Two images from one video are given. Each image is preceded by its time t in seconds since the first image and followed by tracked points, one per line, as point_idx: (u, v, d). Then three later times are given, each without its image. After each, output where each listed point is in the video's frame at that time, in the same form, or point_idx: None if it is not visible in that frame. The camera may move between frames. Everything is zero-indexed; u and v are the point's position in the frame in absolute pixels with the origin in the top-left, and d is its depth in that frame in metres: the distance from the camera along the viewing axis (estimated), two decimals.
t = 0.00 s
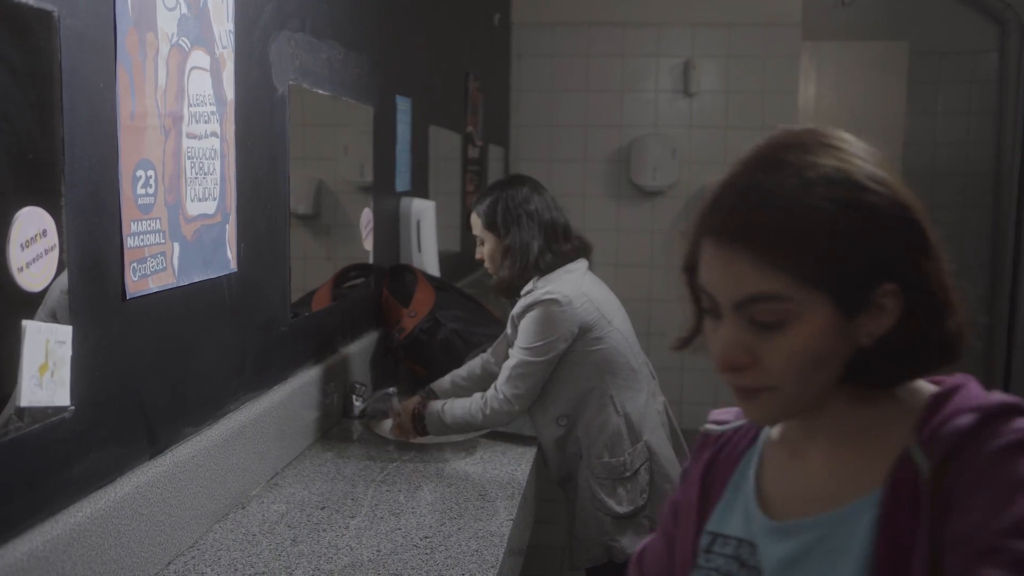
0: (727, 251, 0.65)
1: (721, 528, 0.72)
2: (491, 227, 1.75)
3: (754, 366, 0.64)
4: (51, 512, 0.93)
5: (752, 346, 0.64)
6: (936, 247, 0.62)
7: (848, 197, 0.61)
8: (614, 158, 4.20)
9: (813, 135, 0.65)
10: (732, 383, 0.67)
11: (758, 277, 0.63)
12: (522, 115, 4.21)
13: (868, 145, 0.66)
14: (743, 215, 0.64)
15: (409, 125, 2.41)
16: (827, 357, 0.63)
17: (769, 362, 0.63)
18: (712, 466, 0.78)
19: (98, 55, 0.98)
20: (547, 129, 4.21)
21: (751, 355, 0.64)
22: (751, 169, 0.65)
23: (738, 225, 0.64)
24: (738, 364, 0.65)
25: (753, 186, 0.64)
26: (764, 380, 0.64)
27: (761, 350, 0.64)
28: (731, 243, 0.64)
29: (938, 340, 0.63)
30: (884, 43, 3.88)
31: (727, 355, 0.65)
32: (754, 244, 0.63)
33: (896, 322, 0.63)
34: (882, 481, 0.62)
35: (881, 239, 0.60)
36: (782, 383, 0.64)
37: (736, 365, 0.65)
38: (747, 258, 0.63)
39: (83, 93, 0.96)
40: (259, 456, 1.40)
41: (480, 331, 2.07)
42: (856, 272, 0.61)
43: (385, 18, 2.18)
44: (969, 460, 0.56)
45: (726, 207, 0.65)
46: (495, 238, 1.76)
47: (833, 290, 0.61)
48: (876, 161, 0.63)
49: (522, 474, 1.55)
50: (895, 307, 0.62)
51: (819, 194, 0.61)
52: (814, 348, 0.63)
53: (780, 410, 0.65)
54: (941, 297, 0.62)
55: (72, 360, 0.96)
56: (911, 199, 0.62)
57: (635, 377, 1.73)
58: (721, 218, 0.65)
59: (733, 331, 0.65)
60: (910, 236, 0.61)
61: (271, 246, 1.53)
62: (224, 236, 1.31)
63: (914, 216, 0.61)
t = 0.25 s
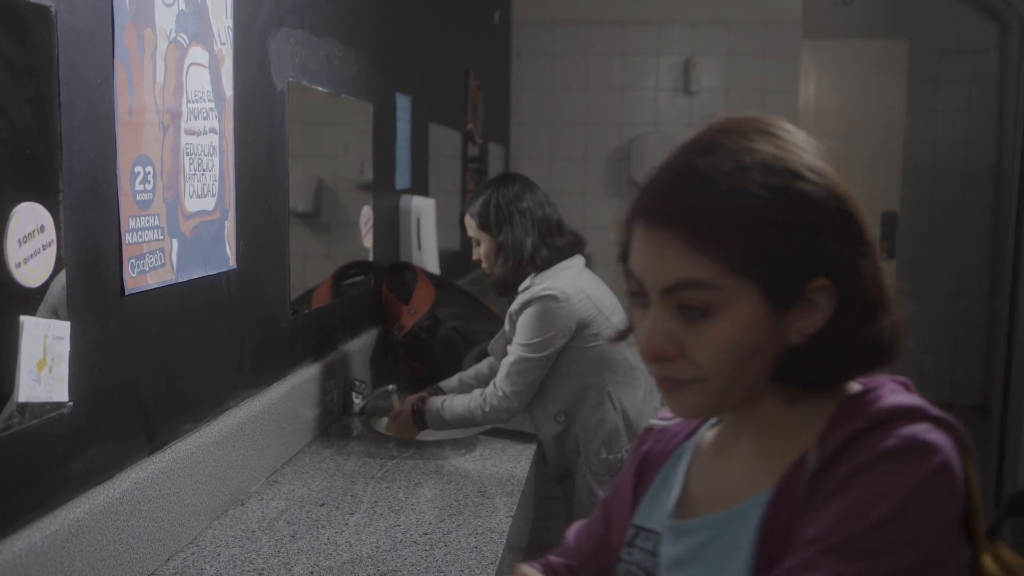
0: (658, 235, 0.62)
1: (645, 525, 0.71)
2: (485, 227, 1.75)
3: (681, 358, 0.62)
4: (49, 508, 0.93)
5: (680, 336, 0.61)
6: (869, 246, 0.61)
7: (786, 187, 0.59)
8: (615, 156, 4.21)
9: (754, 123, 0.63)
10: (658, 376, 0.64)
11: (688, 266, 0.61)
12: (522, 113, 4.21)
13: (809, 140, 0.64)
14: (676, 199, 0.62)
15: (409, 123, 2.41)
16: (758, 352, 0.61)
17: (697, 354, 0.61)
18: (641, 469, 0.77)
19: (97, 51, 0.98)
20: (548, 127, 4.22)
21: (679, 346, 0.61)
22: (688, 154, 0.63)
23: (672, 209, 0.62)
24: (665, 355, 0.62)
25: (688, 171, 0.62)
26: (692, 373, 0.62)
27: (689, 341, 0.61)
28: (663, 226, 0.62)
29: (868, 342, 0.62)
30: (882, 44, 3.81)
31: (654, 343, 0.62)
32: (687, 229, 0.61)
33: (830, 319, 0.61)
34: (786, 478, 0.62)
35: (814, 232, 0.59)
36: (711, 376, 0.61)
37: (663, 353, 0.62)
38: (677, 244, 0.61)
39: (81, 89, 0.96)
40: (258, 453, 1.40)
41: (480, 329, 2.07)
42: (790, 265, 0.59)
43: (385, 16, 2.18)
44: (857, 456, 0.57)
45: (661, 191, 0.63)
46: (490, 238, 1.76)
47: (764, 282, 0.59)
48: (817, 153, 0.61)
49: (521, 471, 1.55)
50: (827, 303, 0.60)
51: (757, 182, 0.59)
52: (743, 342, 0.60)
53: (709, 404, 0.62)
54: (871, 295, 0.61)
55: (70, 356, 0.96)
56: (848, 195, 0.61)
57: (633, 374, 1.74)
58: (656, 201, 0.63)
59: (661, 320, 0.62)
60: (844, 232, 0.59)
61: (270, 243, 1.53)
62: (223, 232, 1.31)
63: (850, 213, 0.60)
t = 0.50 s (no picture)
0: (591, 211, 0.63)
1: (571, 504, 0.74)
2: (490, 218, 1.77)
3: (600, 331, 0.64)
4: (58, 498, 0.93)
5: (601, 311, 0.63)
6: (796, 240, 0.63)
7: (724, 174, 0.60)
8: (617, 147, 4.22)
9: (701, 107, 0.64)
10: (578, 347, 0.66)
11: (613, 245, 0.62)
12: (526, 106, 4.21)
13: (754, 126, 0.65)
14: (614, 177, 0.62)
15: (413, 115, 2.42)
16: (674, 333, 0.63)
17: (616, 330, 0.63)
18: (564, 457, 0.81)
19: (103, 43, 0.98)
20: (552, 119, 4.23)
21: (599, 321, 0.63)
22: (631, 129, 0.64)
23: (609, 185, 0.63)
24: (585, 326, 0.64)
25: (631, 147, 0.63)
26: (611, 346, 0.64)
27: (610, 317, 0.63)
28: (595, 199, 0.63)
29: (784, 329, 0.64)
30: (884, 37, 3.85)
31: (575, 315, 0.64)
32: (620, 208, 0.62)
33: (748, 306, 0.63)
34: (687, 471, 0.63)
35: (742, 223, 0.60)
36: (628, 352, 0.63)
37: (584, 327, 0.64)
38: (606, 224, 0.62)
39: (88, 82, 0.96)
40: (265, 445, 1.41)
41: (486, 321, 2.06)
42: (712, 252, 0.60)
43: (389, 9, 2.19)
44: (743, 450, 0.58)
45: (603, 163, 0.64)
46: (495, 229, 1.77)
47: (686, 268, 0.61)
48: (758, 144, 0.63)
49: (527, 462, 1.55)
50: (746, 291, 0.62)
51: (695, 168, 0.60)
52: (661, 321, 0.62)
53: (624, 378, 0.65)
54: (790, 287, 0.63)
55: (77, 348, 0.96)
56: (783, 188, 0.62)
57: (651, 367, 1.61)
58: (593, 176, 0.64)
59: (585, 293, 0.64)
60: (773, 224, 0.61)
61: (275, 235, 1.53)
62: (228, 225, 1.31)
63: (781, 207, 0.62)
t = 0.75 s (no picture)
0: (479, 193, 0.58)
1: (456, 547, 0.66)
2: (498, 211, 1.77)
3: (481, 326, 0.58)
4: (68, 491, 0.94)
5: (483, 301, 0.57)
6: (703, 243, 0.57)
7: (627, 161, 0.54)
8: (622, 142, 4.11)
9: (612, 95, 0.59)
10: (456, 344, 0.60)
11: (502, 228, 0.56)
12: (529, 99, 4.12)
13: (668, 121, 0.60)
14: (507, 155, 0.57)
15: (418, 109, 2.41)
16: (561, 331, 0.57)
17: (498, 323, 0.57)
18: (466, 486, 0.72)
19: (112, 36, 0.99)
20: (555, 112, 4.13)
21: (480, 312, 0.57)
22: (530, 109, 0.58)
23: (500, 163, 0.57)
24: (464, 317, 0.58)
25: (525, 125, 0.57)
26: (492, 343, 0.57)
27: (492, 307, 0.57)
28: (487, 176, 0.58)
29: (682, 338, 0.58)
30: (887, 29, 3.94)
31: (456, 305, 0.58)
32: (512, 188, 0.56)
33: (647, 309, 0.57)
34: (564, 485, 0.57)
35: (642, 216, 0.55)
36: (508, 349, 0.57)
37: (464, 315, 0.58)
38: (495, 207, 0.57)
39: (96, 75, 0.96)
40: (271, 439, 1.41)
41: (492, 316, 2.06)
42: (605, 245, 0.55)
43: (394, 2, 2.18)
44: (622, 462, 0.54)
45: (499, 140, 0.58)
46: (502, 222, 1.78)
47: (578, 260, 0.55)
48: (668, 138, 0.58)
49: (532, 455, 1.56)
50: (644, 291, 0.56)
51: (595, 151, 0.54)
52: (547, 316, 0.56)
53: (503, 382, 0.58)
54: (692, 292, 0.57)
55: (87, 341, 0.96)
56: (692, 186, 0.57)
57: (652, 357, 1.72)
58: (484, 154, 0.58)
59: (469, 281, 0.58)
60: (677, 222, 0.56)
61: (282, 229, 1.53)
62: (236, 218, 1.31)
63: (687, 206, 0.56)
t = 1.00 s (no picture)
0: (322, 167, 0.52)
1: None
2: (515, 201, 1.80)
3: (325, 314, 0.51)
4: (85, 481, 0.94)
5: (331, 286, 0.50)
6: (569, 223, 0.52)
7: (488, 125, 0.49)
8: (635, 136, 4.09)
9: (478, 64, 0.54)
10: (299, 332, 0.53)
11: (351, 200, 0.50)
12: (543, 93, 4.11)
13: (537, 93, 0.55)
14: (355, 121, 0.51)
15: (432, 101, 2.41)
16: (416, 315, 0.50)
17: (346, 309, 0.50)
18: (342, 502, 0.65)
19: (128, 29, 0.99)
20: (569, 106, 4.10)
21: (328, 299, 0.50)
22: (393, 76, 0.52)
23: (348, 130, 0.51)
24: (307, 303, 0.51)
25: (374, 91, 0.51)
26: (335, 333, 0.51)
27: (339, 292, 0.50)
28: (339, 144, 0.51)
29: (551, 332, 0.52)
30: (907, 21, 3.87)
31: (298, 290, 0.51)
32: (361, 154, 0.50)
33: (515, 292, 0.51)
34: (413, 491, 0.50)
35: (504, 187, 0.49)
36: (356, 341, 0.50)
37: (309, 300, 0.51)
38: (344, 177, 0.50)
39: (112, 68, 0.96)
40: (286, 430, 1.41)
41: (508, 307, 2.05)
42: (465, 223, 0.49)
43: None
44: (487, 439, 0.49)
45: (356, 105, 0.52)
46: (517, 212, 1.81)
47: (435, 234, 0.49)
48: (534, 107, 0.53)
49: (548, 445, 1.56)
50: (509, 272, 0.50)
51: (451, 113, 0.49)
52: (400, 301, 0.50)
53: (352, 378, 0.51)
54: (559, 275, 0.52)
55: (105, 332, 0.97)
56: (560, 157, 0.52)
57: (661, 353, 1.79)
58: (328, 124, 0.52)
59: (316, 264, 0.51)
60: (541, 195, 0.50)
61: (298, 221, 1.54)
62: (252, 211, 1.32)
63: (554, 179, 0.51)
